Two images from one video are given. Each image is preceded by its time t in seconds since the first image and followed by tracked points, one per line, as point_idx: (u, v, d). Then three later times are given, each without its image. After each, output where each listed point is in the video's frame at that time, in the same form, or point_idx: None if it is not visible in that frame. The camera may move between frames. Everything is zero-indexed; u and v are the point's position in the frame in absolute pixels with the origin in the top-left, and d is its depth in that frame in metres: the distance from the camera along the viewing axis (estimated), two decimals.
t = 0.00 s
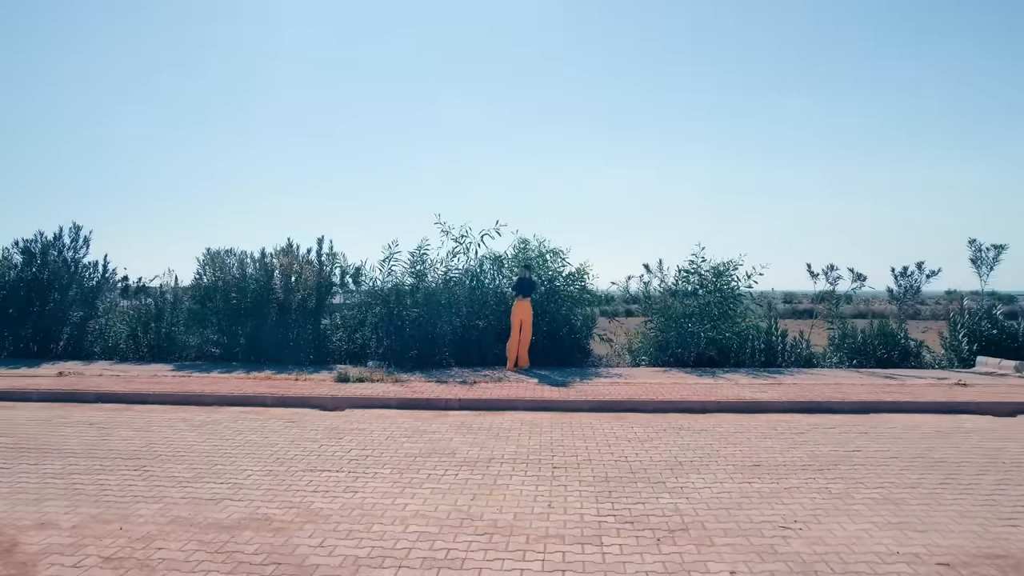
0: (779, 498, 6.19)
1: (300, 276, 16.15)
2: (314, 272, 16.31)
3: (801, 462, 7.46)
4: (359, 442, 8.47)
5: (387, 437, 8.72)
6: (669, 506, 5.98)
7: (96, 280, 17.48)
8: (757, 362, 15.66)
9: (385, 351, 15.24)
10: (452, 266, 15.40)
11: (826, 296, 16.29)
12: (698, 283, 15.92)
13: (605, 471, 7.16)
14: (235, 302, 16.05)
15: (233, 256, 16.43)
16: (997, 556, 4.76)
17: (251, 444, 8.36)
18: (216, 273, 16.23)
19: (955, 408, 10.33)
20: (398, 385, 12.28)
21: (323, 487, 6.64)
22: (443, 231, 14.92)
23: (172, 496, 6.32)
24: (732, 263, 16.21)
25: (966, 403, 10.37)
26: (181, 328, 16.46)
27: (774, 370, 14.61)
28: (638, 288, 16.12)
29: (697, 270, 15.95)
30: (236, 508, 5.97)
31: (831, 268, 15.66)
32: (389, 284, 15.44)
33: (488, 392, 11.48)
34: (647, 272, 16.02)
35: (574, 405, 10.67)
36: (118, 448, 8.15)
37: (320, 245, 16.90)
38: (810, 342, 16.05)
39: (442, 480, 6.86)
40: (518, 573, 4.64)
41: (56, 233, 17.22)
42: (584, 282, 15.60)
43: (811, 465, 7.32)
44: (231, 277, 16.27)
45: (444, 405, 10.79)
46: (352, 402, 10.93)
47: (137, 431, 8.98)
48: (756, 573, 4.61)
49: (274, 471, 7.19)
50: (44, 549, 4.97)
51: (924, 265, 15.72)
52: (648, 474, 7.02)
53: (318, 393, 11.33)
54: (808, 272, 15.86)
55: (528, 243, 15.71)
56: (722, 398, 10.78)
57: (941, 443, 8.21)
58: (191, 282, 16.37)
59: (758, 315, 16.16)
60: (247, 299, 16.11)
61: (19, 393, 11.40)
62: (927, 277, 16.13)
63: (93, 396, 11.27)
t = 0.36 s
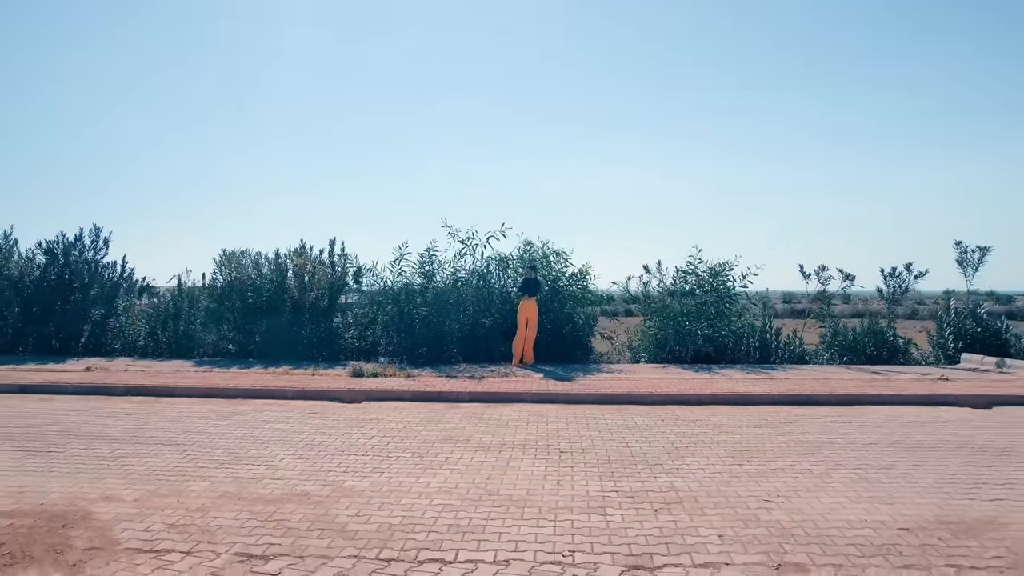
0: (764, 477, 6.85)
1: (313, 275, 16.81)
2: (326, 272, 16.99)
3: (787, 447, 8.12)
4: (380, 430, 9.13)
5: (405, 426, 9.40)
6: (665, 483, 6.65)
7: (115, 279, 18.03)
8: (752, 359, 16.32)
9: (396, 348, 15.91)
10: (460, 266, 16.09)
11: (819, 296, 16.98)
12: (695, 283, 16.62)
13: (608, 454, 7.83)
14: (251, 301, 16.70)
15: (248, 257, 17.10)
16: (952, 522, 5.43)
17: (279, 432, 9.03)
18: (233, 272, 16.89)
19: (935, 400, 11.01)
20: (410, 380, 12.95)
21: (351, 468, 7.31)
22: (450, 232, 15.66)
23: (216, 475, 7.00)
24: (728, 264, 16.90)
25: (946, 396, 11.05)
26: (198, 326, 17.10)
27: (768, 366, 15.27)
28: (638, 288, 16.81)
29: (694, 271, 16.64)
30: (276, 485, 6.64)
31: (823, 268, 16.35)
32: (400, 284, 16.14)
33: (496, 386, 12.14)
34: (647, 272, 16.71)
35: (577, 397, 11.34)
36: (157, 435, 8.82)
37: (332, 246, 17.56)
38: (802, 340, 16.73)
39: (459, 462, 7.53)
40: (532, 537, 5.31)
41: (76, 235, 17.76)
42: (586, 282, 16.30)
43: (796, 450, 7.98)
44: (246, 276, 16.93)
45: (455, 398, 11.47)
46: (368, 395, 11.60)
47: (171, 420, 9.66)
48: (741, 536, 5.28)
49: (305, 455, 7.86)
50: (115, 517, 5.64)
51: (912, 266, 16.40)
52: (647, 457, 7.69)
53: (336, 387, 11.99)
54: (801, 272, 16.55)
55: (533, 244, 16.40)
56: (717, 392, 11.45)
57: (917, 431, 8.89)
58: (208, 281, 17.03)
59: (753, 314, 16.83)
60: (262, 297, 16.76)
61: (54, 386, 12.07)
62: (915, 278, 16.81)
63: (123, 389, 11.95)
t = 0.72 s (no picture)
0: (752, 463, 7.54)
1: (323, 279, 17.46)
2: (337, 275, 17.64)
3: (775, 438, 8.80)
4: (396, 423, 9.82)
5: (420, 420, 10.07)
6: (662, 468, 7.33)
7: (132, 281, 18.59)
8: (746, 358, 17.01)
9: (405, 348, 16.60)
10: (466, 269, 16.79)
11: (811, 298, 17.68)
12: (691, 285, 17.31)
13: (609, 444, 8.51)
14: (266, 303, 17.37)
15: (262, 260, 17.76)
16: (916, 500, 6.11)
17: (303, 425, 9.71)
18: (247, 275, 17.54)
19: (916, 396, 11.70)
20: (420, 378, 13.62)
21: (375, 456, 7.99)
22: (457, 237, 16.35)
23: (253, 462, 7.67)
24: (722, 267, 17.58)
25: (927, 392, 11.73)
26: (214, 327, 17.76)
27: (761, 365, 15.94)
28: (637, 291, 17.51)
29: (690, 274, 17.34)
30: (308, 470, 7.32)
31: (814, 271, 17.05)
32: (408, 286, 16.83)
33: (502, 383, 12.82)
34: (645, 275, 17.41)
35: (579, 394, 12.02)
36: (190, 428, 9.50)
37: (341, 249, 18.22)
38: (794, 340, 17.43)
39: (473, 451, 8.21)
40: (543, 512, 6.00)
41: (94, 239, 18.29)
42: (586, 284, 16.99)
43: (782, 440, 8.67)
44: (260, 279, 17.59)
45: (464, 394, 12.15)
46: (382, 392, 12.28)
47: (201, 415, 10.34)
48: (728, 511, 5.97)
49: (330, 444, 8.54)
50: (170, 496, 6.32)
51: (899, 269, 17.13)
52: (646, 446, 8.36)
53: (350, 385, 12.67)
54: (793, 275, 17.27)
55: (536, 248, 17.09)
56: (711, 389, 12.13)
57: (896, 423, 9.58)
58: (223, 284, 17.69)
59: (747, 315, 17.53)
60: (276, 299, 17.42)
61: (84, 383, 12.74)
62: (902, 280, 17.52)
63: (149, 387, 12.63)
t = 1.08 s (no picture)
0: (741, 452, 8.20)
1: (331, 280, 18.06)
2: (344, 276, 18.24)
3: (763, 430, 9.46)
4: (409, 417, 10.46)
5: (430, 414, 10.72)
6: (658, 457, 7.98)
7: (144, 282, 19.17)
8: (738, 357, 17.68)
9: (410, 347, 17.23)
10: (469, 271, 17.43)
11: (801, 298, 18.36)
12: (685, 285, 17.96)
13: (609, 435, 9.17)
14: (275, 303, 17.98)
15: (271, 262, 18.37)
16: (887, 484, 6.78)
17: (321, 418, 10.35)
18: (257, 276, 18.15)
19: (898, 392, 12.37)
20: (427, 376, 14.27)
21: (392, 446, 8.63)
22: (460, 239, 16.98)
23: (280, 452, 8.31)
24: (716, 269, 18.22)
25: (908, 388, 12.41)
26: (225, 326, 18.37)
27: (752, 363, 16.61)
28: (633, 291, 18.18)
29: (685, 275, 17.99)
30: (333, 459, 7.95)
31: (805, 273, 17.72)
32: (413, 287, 17.47)
33: (506, 380, 13.47)
34: (642, 276, 18.07)
35: (579, 390, 12.68)
36: (216, 421, 10.12)
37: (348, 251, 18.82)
38: (785, 339, 18.11)
39: (483, 442, 8.85)
40: (551, 494, 6.65)
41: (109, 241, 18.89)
42: (585, 285, 17.64)
43: (770, 432, 9.33)
44: (269, 279, 18.19)
45: (470, 391, 12.79)
46: (393, 388, 12.93)
47: (223, 409, 10.96)
48: (717, 494, 6.63)
49: (350, 436, 9.17)
50: (212, 481, 6.95)
51: (886, 271, 17.81)
52: (643, 438, 9.02)
53: (361, 382, 13.30)
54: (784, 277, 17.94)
55: (537, 251, 17.74)
56: (704, 385, 12.80)
57: (877, 417, 10.25)
58: (234, 284, 18.29)
59: (740, 315, 18.20)
60: (285, 299, 18.03)
61: (107, 380, 13.36)
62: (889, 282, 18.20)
63: (170, 384, 13.25)
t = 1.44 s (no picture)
0: (730, 443, 8.83)
1: (335, 280, 18.62)
2: (347, 277, 18.80)
3: (751, 423, 10.10)
4: (417, 412, 11.05)
5: (437, 409, 11.32)
6: (653, 447, 8.61)
7: (152, 283, 19.76)
8: (729, 355, 18.34)
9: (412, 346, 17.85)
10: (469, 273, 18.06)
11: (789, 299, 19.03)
12: (677, 286, 18.59)
13: (607, 428, 9.80)
14: (281, 303, 18.54)
15: (277, 263, 18.92)
16: (862, 470, 7.42)
17: (335, 413, 10.93)
18: (263, 277, 18.70)
19: (879, 389, 13.03)
20: (431, 374, 14.86)
21: (405, 438, 9.24)
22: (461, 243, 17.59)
23: (301, 443, 8.90)
24: (707, 270, 18.84)
25: (888, 384, 13.08)
26: (232, 325, 18.92)
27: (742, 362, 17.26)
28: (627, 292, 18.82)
29: (677, 277, 18.63)
30: (352, 449, 8.55)
31: (793, 275, 18.38)
32: (416, 287, 18.07)
33: (506, 378, 14.07)
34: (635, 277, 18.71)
35: (577, 387, 13.30)
36: (235, 415, 10.71)
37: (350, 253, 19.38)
38: (774, 338, 18.78)
39: (490, 434, 9.46)
40: (556, 480, 7.27)
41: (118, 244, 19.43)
42: (581, 286, 18.27)
43: (758, 425, 9.97)
44: (275, 280, 18.75)
45: (473, 387, 13.39)
46: (399, 385, 13.53)
47: (240, 405, 11.54)
48: (708, 479, 7.26)
49: (364, 429, 9.77)
50: (243, 469, 7.53)
51: (870, 273, 18.51)
52: (639, 430, 9.65)
53: (368, 379, 13.88)
54: (773, 278, 18.60)
55: (534, 253, 18.35)
56: (696, 383, 13.43)
57: (858, 411, 10.89)
58: (241, 285, 18.83)
59: (730, 315, 18.87)
60: (290, 300, 18.57)
61: (124, 377, 13.92)
62: (874, 283, 18.90)
63: (184, 381, 13.82)
